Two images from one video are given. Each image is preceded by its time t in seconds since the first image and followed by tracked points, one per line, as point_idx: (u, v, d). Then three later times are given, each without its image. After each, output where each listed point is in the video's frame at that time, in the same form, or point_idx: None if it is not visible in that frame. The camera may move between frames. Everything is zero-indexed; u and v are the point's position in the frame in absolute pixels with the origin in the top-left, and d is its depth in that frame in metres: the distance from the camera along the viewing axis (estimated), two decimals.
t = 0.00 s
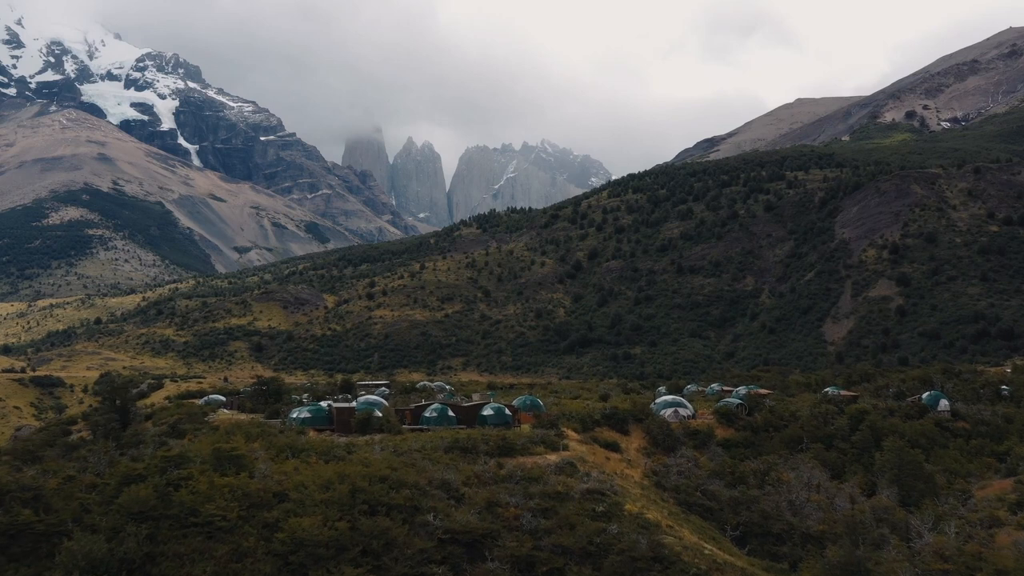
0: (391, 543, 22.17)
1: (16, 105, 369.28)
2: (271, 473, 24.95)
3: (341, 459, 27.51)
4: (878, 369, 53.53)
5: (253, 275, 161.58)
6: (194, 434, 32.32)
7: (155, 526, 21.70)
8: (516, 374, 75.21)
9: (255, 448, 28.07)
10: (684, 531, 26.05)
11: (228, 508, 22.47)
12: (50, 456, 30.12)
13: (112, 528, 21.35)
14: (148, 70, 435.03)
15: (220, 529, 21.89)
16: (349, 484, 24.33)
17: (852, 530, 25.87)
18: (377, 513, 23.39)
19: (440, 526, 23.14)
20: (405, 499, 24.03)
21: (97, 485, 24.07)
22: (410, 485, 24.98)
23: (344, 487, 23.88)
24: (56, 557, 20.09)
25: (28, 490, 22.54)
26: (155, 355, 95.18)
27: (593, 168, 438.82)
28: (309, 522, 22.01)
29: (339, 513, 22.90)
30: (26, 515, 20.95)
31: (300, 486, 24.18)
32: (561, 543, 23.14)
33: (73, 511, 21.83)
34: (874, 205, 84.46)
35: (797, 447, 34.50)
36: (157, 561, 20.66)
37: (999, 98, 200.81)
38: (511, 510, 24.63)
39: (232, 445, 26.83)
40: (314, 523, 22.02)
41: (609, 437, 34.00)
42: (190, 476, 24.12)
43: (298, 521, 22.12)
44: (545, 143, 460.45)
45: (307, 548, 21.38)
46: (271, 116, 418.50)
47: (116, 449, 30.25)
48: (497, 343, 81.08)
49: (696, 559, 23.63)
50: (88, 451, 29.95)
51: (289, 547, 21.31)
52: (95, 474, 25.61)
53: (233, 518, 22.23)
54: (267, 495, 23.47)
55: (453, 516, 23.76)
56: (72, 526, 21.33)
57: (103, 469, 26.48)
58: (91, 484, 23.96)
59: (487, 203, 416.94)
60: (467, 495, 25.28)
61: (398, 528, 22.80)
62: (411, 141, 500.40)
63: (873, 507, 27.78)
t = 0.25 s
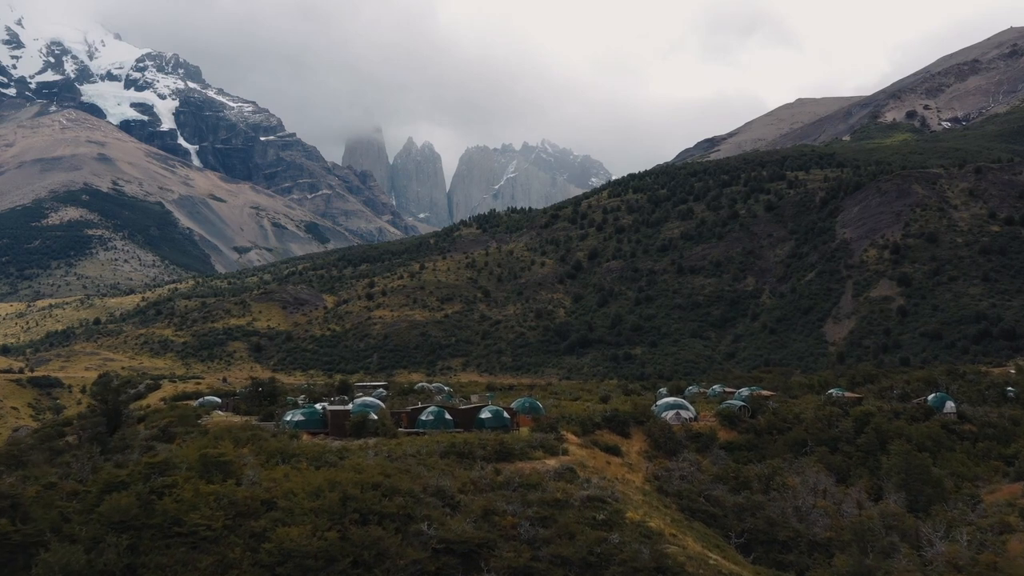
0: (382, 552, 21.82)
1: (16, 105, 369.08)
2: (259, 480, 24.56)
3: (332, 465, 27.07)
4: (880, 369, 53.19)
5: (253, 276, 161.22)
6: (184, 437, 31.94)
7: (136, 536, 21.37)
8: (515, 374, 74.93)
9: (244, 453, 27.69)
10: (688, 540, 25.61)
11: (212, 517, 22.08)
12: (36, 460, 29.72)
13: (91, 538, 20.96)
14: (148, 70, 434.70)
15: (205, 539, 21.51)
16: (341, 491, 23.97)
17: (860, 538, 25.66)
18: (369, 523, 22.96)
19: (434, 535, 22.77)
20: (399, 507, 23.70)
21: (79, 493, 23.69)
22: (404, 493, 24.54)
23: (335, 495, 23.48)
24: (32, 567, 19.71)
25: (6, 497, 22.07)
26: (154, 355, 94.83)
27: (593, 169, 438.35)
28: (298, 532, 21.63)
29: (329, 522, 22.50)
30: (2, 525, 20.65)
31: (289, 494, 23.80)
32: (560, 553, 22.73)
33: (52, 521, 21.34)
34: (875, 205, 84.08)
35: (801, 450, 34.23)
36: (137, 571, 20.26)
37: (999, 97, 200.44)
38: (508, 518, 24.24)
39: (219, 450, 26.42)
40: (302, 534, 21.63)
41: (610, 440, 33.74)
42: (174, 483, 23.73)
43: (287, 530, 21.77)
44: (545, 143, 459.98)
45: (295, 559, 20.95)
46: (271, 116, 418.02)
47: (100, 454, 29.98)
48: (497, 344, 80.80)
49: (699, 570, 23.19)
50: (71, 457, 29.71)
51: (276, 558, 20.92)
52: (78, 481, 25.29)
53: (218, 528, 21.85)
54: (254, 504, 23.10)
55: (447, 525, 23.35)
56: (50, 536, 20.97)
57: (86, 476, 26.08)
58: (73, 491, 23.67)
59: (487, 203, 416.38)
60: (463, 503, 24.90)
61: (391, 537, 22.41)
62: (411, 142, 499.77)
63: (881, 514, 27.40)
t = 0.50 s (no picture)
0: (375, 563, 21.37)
1: (16, 105, 368.73)
2: (247, 487, 24.07)
3: (323, 471, 26.57)
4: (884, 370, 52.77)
5: (253, 275, 160.81)
6: (174, 441, 31.48)
7: (117, 547, 20.96)
8: (515, 375, 74.64)
9: (232, 458, 27.19)
10: (692, 549, 25.11)
11: (196, 526, 21.62)
12: (22, 465, 29.29)
13: (69, 550, 20.57)
14: (148, 70, 434.39)
15: (188, 549, 21.04)
16: (332, 498, 23.47)
17: (868, 545, 25.72)
18: (361, 533, 22.49)
19: (429, 546, 22.33)
20: (392, 516, 23.26)
21: (58, 501, 23.24)
22: (397, 501, 24.06)
23: (325, 503, 23.00)
24: None
25: None
26: (153, 356, 94.45)
27: (593, 168, 438.02)
28: (286, 543, 21.17)
29: (318, 532, 22.02)
30: None
31: (277, 501, 23.34)
32: (558, 565, 22.34)
33: (28, 531, 20.92)
34: (876, 204, 83.66)
35: (805, 453, 33.91)
36: None
37: (1001, 97, 199.95)
38: (505, 528, 23.82)
39: (206, 456, 25.94)
40: (290, 544, 21.17)
41: (610, 443, 33.46)
42: (156, 491, 23.27)
43: (275, 540, 21.30)
44: (545, 143, 459.59)
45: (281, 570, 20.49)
46: (271, 116, 417.49)
47: (83, 460, 29.55)
48: (497, 343, 80.46)
49: None
50: (53, 462, 29.27)
51: (262, 569, 20.45)
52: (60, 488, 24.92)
53: (202, 538, 21.37)
54: (240, 512, 22.62)
55: (442, 535, 22.91)
56: (27, 546, 20.57)
57: (67, 482, 25.55)
58: (53, 498, 23.29)
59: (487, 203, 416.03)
60: (459, 511, 24.45)
61: (384, 549, 21.98)
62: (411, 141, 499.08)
63: (889, 520, 27.16)
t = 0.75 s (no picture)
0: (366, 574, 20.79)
1: (15, 105, 368.39)
2: (232, 496, 23.47)
3: (312, 478, 26.08)
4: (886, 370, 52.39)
5: (252, 275, 160.40)
6: (165, 446, 31.01)
7: (94, 560, 20.20)
8: (515, 375, 74.31)
9: (219, 465, 26.63)
10: (697, 559, 24.56)
11: (178, 537, 20.89)
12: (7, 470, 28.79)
13: (46, 562, 19.70)
14: (148, 70, 434.07)
15: (170, 562, 20.33)
16: (321, 508, 22.90)
17: (879, 553, 25.25)
18: (351, 544, 22.01)
19: (422, 557, 21.74)
20: (384, 525, 22.74)
21: (36, 510, 22.36)
22: (390, 509, 23.58)
23: (314, 513, 22.40)
24: None
25: None
26: (151, 356, 94.06)
27: (594, 168, 437.60)
28: (271, 554, 20.51)
29: (306, 543, 21.42)
30: None
31: (263, 510, 22.70)
32: None
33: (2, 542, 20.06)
34: (877, 204, 83.27)
35: (810, 457, 33.66)
36: None
37: (1002, 97, 199.31)
38: (502, 538, 23.28)
39: (191, 462, 25.35)
40: (277, 556, 20.54)
41: (611, 447, 33.19)
42: (137, 500, 22.50)
43: (261, 552, 20.64)
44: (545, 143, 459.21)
45: None
46: (271, 116, 417.04)
47: (67, 467, 28.96)
48: (497, 343, 80.12)
49: None
50: (35, 467, 28.48)
51: None
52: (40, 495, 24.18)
53: (184, 550, 20.69)
54: (225, 522, 21.97)
55: (436, 545, 22.38)
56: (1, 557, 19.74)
57: (49, 490, 24.76)
58: (32, 507, 22.42)
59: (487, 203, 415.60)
60: (454, 520, 23.92)
61: (377, 561, 21.40)
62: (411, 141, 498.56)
63: (899, 528, 26.57)
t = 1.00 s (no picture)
0: None
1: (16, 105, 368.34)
2: (217, 505, 21.82)
3: (302, 486, 24.97)
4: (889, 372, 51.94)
5: (252, 275, 160.13)
6: (156, 450, 30.35)
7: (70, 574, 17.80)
8: (515, 376, 73.89)
9: (205, 473, 25.56)
10: (700, 570, 24.04)
11: (161, 548, 18.79)
12: None
13: None
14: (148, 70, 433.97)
15: None
16: (309, 517, 21.45)
17: (888, 563, 24.35)
18: (340, 556, 20.53)
19: (414, 569, 20.39)
20: (375, 536, 21.48)
21: (11, 521, 19.94)
22: (382, 519, 22.35)
23: (302, 523, 20.88)
24: None
25: None
26: (150, 356, 93.69)
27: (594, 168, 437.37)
28: (258, 566, 18.62)
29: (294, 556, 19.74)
30: None
31: (249, 521, 20.92)
32: None
33: None
34: (878, 204, 82.84)
35: (814, 461, 33.26)
36: None
37: (1002, 97, 199.15)
38: (500, 548, 22.32)
39: (175, 471, 23.52)
40: (263, 568, 18.69)
41: (612, 451, 32.85)
42: (118, 510, 20.35)
43: (247, 563, 18.75)
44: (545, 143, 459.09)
45: None
46: (271, 116, 416.82)
47: (47, 473, 27.92)
48: (497, 344, 79.72)
49: None
50: (13, 474, 27.14)
51: None
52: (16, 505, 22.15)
53: (165, 563, 18.52)
54: (211, 532, 20.07)
55: (430, 557, 21.07)
56: None
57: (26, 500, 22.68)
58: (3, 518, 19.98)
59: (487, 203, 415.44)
60: (448, 530, 22.89)
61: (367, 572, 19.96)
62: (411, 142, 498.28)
63: (910, 536, 25.93)
